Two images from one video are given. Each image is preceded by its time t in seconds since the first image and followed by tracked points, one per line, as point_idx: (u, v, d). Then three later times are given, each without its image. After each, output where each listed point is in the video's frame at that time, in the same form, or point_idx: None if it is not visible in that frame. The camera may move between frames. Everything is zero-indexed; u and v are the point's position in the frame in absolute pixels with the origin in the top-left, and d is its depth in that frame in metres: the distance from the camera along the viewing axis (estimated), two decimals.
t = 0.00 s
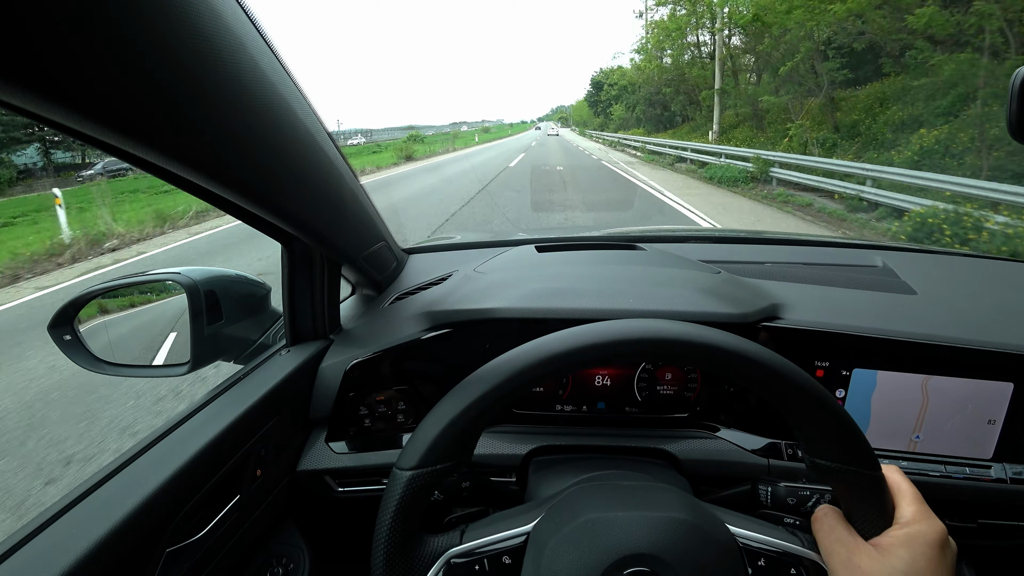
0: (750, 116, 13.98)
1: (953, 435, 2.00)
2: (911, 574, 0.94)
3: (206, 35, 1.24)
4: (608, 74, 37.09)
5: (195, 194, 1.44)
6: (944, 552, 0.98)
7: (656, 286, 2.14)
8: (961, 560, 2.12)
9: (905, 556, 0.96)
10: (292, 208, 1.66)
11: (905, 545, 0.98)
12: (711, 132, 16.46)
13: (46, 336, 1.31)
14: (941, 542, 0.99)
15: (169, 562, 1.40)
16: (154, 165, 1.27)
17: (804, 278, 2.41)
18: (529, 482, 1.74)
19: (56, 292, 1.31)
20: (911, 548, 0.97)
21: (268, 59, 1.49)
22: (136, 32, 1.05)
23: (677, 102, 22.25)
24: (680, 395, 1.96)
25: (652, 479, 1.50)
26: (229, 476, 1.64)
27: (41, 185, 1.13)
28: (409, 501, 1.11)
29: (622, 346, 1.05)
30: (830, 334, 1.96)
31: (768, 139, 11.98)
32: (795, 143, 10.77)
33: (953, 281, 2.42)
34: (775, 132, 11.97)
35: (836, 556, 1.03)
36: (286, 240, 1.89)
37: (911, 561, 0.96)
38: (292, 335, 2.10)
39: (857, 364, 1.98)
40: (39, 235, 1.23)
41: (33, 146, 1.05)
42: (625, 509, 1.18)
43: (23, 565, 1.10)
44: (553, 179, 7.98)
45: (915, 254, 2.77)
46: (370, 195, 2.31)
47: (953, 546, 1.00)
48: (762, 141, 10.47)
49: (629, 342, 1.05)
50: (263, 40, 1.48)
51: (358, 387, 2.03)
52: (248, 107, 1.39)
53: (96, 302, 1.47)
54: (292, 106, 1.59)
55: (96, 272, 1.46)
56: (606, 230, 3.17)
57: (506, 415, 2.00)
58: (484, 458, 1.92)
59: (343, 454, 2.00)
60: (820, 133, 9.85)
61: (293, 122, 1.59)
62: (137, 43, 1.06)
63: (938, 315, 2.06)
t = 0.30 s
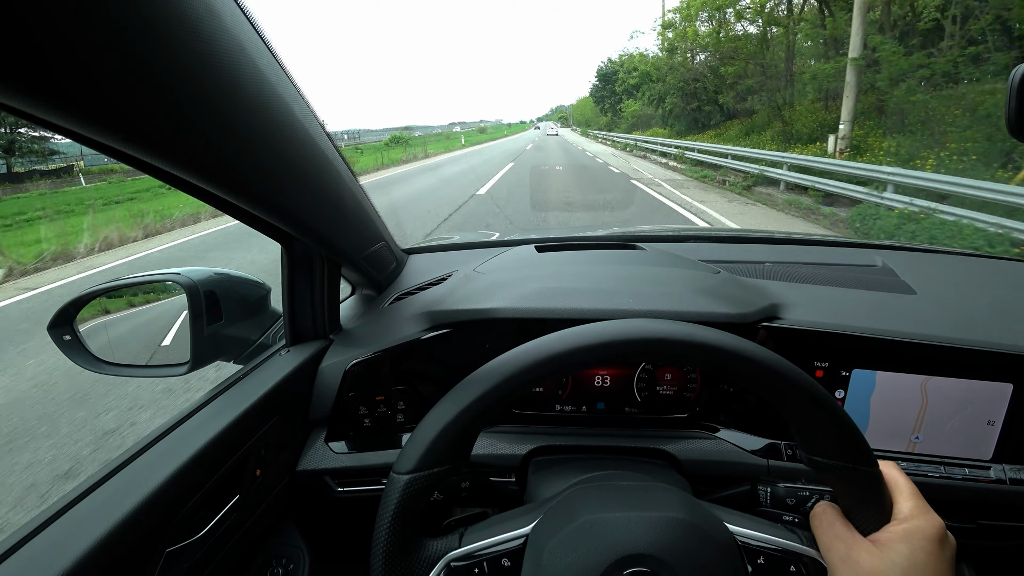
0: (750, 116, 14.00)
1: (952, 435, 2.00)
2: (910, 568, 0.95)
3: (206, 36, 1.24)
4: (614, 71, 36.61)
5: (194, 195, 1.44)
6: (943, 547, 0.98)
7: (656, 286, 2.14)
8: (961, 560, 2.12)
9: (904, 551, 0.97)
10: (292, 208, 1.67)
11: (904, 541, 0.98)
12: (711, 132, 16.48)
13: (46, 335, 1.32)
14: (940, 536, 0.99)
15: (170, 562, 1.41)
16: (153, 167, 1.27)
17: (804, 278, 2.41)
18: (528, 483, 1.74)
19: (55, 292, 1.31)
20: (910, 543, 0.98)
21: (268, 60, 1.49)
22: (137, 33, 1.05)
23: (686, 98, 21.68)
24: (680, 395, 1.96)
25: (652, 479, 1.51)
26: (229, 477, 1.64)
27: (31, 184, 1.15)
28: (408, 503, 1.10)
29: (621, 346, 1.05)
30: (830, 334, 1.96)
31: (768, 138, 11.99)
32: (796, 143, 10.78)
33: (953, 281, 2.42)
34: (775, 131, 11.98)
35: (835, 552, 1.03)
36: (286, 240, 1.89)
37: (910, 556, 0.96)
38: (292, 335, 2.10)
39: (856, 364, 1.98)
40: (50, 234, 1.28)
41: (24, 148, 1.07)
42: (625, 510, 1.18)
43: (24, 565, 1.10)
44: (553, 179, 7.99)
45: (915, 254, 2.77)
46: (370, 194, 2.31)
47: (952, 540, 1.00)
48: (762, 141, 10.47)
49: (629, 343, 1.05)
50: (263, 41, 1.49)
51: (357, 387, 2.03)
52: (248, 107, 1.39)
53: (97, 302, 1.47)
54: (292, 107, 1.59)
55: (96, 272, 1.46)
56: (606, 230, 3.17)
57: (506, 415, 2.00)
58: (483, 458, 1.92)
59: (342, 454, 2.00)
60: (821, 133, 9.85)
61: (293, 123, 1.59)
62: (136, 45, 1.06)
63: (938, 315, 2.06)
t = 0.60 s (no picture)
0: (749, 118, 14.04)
1: (952, 435, 2.00)
2: (909, 568, 0.95)
3: (206, 36, 1.24)
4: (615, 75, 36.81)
5: (194, 195, 1.44)
6: (941, 545, 0.98)
7: (655, 287, 2.14)
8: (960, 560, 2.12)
9: (903, 550, 0.97)
10: (292, 208, 1.67)
11: (902, 539, 0.98)
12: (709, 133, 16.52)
13: (45, 336, 1.32)
14: (939, 535, 0.99)
15: (169, 562, 1.41)
16: (153, 166, 1.27)
17: (804, 278, 2.42)
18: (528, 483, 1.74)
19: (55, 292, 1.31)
20: (909, 542, 0.98)
21: (268, 60, 1.50)
22: (138, 33, 1.06)
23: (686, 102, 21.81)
24: (679, 395, 1.97)
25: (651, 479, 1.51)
26: (229, 477, 1.64)
27: (12, 188, 1.18)
28: (407, 503, 1.10)
29: (622, 347, 1.05)
30: (829, 335, 1.96)
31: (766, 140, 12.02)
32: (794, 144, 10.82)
33: (952, 282, 2.42)
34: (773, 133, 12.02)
35: (834, 552, 1.03)
36: (285, 241, 1.89)
37: (909, 555, 0.96)
38: (292, 336, 2.10)
39: (856, 364, 1.98)
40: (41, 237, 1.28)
41: (19, 149, 1.07)
42: (624, 510, 1.18)
43: (23, 565, 1.10)
44: (552, 179, 8.01)
45: (914, 255, 2.78)
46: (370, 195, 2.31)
47: (951, 539, 1.00)
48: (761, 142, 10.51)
49: (629, 342, 1.05)
50: (263, 41, 1.49)
51: (357, 387, 2.03)
52: (248, 108, 1.39)
53: (96, 303, 1.47)
54: (292, 107, 1.60)
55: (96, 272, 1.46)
56: (605, 231, 3.18)
57: (506, 416, 2.00)
58: (483, 458, 1.92)
59: (342, 455, 2.00)
60: (819, 135, 9.90)
61: (293, 124, 1.59)
62: (135, 45, 1.06)
63: (937, 316, 2.07)
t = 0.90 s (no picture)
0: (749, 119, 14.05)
1: (950, 437, 2.00)
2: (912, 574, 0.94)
3: (206, 35, 1.24)
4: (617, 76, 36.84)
5: (194, 194, 1.44)
6: (942, 551, 0.98)
7: (655, 288, 2.14)
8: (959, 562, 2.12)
9: (905, 557, 0.96)
10: (292, 208, 1.67)
11: (904, 546, 0.98)
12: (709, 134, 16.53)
13: (44, 336, 1.31)
14: (939, 541, 0.99)
15: (167, 562, 1.40)
16: (153, 165, 1.28)
17: (803, 279, 2.42)
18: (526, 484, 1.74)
19: (56, 292, 1.31)
20: (910, 549, 0.97)
21: (268, 60, 1.49)
22: (138, 33, 1.06)
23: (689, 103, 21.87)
24: (679, 396, 1.97)
25: (650, 480, 1.50)
26: (228, 477, 1.64)
27: (20, 193, 1.21)
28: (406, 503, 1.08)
29: (621, 348, 1.05)
30: (828, 336, 1.96)
31: (766, 141, 12.02)
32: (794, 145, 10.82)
33: (951, 283, 2.43)
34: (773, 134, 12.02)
35: (835, 558, 1.03)
36: (285, 240, 1.88)
37: (911, 562, 0.96)
38: (291, 335, 2.10)
39: (856, 366, 1.98)
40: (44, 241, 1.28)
41: (17, 150, 1.07)
42: (622, 510, 1.18)
43: (22, 564, 1.10)
44: (552, 180, 8.01)
45: (914, 256, 2.78)
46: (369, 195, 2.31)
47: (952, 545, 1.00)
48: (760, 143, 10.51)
49: (628, 343, 1.05)
50: (263, 40, 1.48)
51: (356, 387, 2.02)
52: (248, 107, 1.39)
53: (95, 302, 1.47)
54: (292, 107, 1.60)
55: (94, 272, 1.46)
56: (605, 231, 3.18)
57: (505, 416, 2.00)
58: (482, 458, 1.93)
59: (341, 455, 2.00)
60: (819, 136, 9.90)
61: (293, 123, 1.59)
62: (136, 45, 1.06)
63: (936, 317, 2.07)
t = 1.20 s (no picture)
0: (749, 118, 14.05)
1: (951, 436, 2.00)
2: None
3: (206, 35, 1.24)
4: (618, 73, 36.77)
5: (194, 194, 1.44)
6: None
7: (656, 287, 2.14)
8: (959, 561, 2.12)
9: None
10: (292, 209, 1.67)
11: None
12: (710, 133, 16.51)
13: (45, 335, 1.31)
14: None
15: (168, 562, 1.41)
16: (153, 166, 1.28)
17: (804, 278, 2.42)
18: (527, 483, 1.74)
19: (57, 291, 1.32)
20: None
21: (268, 60, 1.49)
22: (139, 33, 1.06)
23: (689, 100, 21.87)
24: (679, 395, 1.97)
25: (651, 479, 1.50)
26: (229, 477, 1.64)
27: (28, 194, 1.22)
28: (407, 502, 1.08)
29: (620, 347, 1.05)
30: (829, 335, 1.96)
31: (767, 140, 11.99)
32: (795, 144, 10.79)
33: (952, 281, 2.42)
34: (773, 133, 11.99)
35: None
36: (285, 241, 1.89)
37: None
38: (291, 335, 2.10)
39: (856, 364, 1.98)
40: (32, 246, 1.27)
41: (18, 152, 1.07)
42: (623, 510, 1.19)
43: (23, 564, 1.10)
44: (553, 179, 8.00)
45: (915, 255, 2.77)
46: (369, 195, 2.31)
47: None
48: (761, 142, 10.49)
49: (628, 343, 1.05)
50: (263, 40, 1.49)
51: (357, 387, 2.02)
52: (248, 107, 1.39)
53: (96, 302, 1.47)
54: (292, 107, 1.60)
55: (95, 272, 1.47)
56: (605, 231, 3.17)
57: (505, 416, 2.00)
58: (483, 458, 1.93)
59: (342, 454, 2.00)
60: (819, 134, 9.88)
61: (293, 124, 1.59)
62: (137, 45, 1.06)
63: (937, 316, 2.07)
